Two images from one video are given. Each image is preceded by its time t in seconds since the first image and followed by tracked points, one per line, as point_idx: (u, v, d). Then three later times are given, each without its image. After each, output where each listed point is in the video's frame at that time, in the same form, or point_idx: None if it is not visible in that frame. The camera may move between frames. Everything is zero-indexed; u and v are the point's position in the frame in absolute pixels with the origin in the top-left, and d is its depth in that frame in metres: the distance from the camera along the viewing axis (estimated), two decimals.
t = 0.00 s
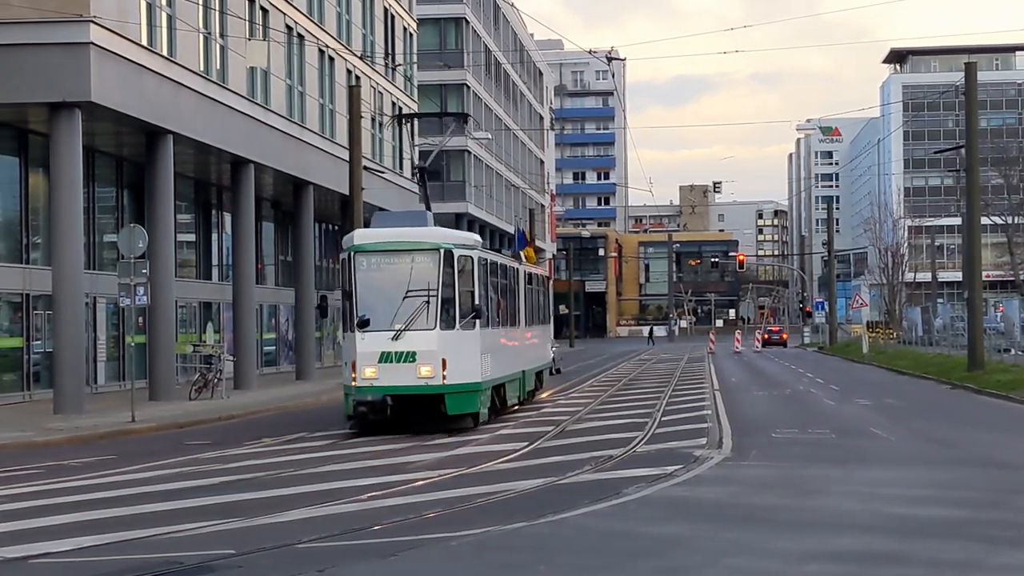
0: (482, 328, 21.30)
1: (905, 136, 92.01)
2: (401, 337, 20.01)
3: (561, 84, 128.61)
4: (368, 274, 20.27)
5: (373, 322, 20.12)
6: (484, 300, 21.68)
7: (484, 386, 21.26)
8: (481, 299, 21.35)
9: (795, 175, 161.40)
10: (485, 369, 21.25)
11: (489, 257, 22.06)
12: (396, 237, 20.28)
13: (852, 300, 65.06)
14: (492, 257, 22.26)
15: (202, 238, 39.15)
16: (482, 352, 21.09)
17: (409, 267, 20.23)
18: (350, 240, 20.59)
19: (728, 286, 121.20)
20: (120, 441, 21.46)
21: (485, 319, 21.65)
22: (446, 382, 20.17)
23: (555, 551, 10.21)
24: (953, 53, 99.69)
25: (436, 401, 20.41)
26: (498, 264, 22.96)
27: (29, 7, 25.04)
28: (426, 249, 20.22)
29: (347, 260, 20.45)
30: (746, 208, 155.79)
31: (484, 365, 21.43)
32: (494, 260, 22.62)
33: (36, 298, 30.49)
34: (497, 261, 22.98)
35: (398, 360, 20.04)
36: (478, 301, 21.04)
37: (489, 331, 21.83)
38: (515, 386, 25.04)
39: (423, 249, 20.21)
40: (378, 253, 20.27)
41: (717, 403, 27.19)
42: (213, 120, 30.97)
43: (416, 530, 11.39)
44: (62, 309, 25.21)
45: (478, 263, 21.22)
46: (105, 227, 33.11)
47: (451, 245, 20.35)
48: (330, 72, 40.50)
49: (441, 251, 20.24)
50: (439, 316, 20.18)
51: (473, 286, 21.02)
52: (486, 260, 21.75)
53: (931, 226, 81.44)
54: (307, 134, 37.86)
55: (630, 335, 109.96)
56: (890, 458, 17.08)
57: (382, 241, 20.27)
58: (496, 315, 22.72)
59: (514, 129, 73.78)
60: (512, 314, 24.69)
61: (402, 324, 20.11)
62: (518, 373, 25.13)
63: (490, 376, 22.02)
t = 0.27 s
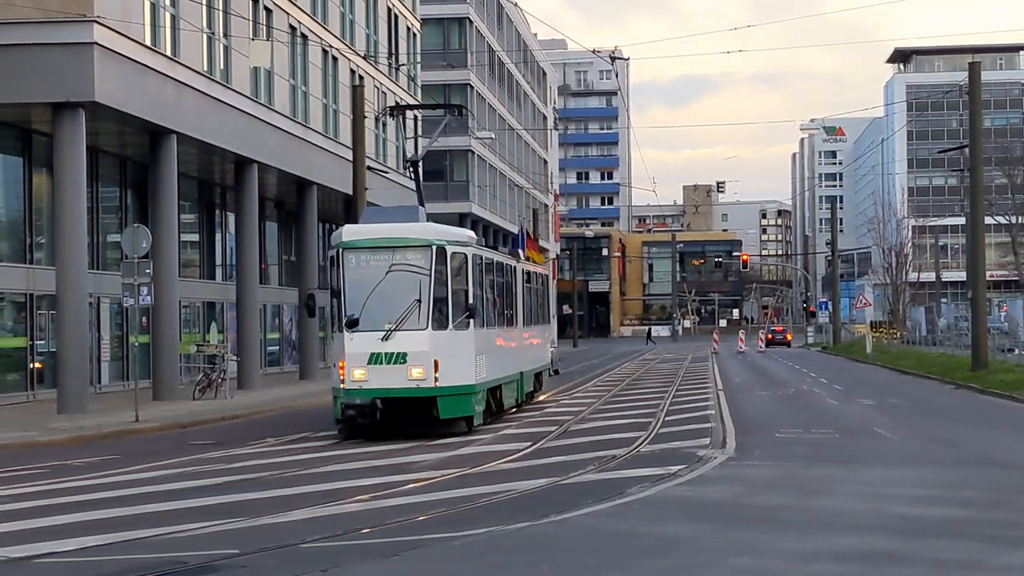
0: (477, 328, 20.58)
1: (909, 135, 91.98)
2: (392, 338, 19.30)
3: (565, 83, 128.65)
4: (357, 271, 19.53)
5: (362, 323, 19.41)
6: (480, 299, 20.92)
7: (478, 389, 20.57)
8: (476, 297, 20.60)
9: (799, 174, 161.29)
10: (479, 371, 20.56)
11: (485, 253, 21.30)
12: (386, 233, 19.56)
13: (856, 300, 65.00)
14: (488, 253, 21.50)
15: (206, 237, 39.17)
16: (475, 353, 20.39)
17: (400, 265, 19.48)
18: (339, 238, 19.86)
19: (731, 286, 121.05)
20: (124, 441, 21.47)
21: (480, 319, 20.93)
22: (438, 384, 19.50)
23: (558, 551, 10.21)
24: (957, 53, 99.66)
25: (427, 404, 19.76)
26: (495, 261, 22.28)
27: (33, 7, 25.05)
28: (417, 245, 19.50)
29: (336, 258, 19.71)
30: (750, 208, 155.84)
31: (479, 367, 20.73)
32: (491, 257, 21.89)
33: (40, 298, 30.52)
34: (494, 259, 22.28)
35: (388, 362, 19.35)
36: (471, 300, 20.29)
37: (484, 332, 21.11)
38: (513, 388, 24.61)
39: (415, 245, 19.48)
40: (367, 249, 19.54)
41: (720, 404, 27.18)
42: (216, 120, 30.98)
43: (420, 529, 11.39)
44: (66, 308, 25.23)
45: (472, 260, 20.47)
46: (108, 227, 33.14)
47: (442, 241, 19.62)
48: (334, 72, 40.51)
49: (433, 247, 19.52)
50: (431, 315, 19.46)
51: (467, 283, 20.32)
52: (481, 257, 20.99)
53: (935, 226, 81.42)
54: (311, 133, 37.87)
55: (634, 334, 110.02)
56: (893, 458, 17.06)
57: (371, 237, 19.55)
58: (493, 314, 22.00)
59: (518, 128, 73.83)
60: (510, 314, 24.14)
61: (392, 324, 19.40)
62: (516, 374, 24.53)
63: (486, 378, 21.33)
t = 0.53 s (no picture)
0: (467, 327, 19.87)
1: (912, 135, 91.94)
2: (379, 339, 18.59)
3: (568, 83, 128.64)
4: (343, 268, 18.85)
5: (348, 323, 18.71)
6: (471, 297, 20.20)
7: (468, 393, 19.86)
8: (465, 295, 19.87)
9: (802, 174, 161.35)
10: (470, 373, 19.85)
11: (476, 249, 20.59)
12: (373, 228, 18.86)
13: (859, 300, 64.96)
14: (479, 249, 20.76)
15: (209, 237, 39.18)
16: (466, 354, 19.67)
17: (387, 262, 18.77)
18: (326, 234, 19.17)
19: (734, 286, 121.01)
20: (127, 441, 21.46)
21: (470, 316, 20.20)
22: (426, 387, 18.78)
23: (561, 551, 10.20)
24: (960, 53, 99.61)
25: (416, 408, 19.05)
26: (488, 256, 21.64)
27: (36, 7, 25.04)
28: (404, 241, 18.77)
29: (321, 255, 19.02)
30: (753, 208, 155.89)
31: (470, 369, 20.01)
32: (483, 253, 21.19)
33: (43, 298, 30.54)
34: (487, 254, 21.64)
35: (374, 363, 18.64)
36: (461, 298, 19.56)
37: (477, 332, 20.44)
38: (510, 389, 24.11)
39: (402, 241, 18.76)
40: (354, 246, 18.85)
41: (724, 404, 27.16)
42: (219, 120, 30.97)
43: (424, 530, 11.39)
44: (69, 308, 25.25)
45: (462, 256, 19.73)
46: (111, 227, 33.15)
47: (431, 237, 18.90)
48: (337, 72, 40.52)
49: (421, 243, 18.79)
50: (419, 314, 18.73)
51: (458, 281, 19.66)
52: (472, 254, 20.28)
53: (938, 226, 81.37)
54: (313, 133, 37.88)
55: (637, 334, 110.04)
56: (896, 458, 17.04)
57: (358, 234, 18.86)
58: (486, 312, 21.29)
59: (521, 128, 73.82)
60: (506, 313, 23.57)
61: (379, 324, 18.68)
62: (512, 375, 23.95)
63: (478, 380, 20.62)
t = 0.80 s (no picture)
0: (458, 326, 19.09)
1: (916, 134, 91.91)
2: (362, 339, 17.86)
3: (571, 83, 128.64)
4: (327, 264, 18.14)
5: (331, 322, 18.00)
6: (461, 296, 19.44)
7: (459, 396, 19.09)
8: (454, 293, 19.09)
9: (805, 174, 161.32)
10: (461, 375, 19.08)
11: (465, 246, 19.83)
12: (357, 223, 18.16)
13: (863, 299, 64.91)
14: (469, 246, 20.01)
15: (212, 237, 39.19)
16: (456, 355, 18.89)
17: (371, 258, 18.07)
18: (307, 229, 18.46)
19: (738, 286, 120.96)
20: (130, 441, 21.45)
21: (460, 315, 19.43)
22: (413, 389, 18.01)
23: (564, 551, 10.20)
24: (964, 52, 99.56)
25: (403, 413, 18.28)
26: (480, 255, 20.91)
27: (40, 7, 25.06)
28: (391, 237, 18.08)
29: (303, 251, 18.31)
30: (757, 207, 155.87)
31: (461, 371, 19.24)
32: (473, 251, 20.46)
33: (47, 298, 30.55)
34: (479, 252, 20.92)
35: (358, 365, 17.90)
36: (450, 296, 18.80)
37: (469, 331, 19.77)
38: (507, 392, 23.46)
39: (387, 237, 18.07)
40: (337, 241, 18.16)
41: (728, 403, 27.11)
42: (222, 120, 30.97)
43: (426, 529, 11.38)
44: (72, 308, 25.27)
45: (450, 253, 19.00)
46: (115, 227, 33.17)
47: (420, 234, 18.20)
48: (340, 72, 40.54)
49: (408, 239, 18.09)
50: (405, 313, 17.99)
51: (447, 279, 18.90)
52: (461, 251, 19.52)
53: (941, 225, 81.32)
54: (317, 133, 37.90)
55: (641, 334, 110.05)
56: (899, 458, 17.02)
57: (341, 229, 18.16)
58: (478, 311, 20.53)
59: (524, 127, 73.83)
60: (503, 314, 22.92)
61: (363, 323, 17.95)
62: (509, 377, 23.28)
63: (470, 383, 19.85)
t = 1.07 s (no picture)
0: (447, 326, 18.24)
1: (923, 134, 91.83)
2: (343, 338, 17.07)
3: (578, 82, 128.61)
4: (307, 261, 17.41)
5: (311, 322, 17.25)
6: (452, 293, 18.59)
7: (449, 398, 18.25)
8: (444, 290, 18.21)
9: (812, 173, 161.32)
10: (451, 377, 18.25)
11: (458, 241, 18.96)
12: (337, 217, 17.35)
13: (870, 299, 64.85)
14: (462, 240, 19.14)
15: (219, 236, 39.20)
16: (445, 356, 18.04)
17: (352, 255, 17.28)
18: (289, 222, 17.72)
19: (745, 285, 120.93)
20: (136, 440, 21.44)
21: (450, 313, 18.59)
22: (396, 392, 17.17)
23: (570, 551, 10.20)
24: (971, 51, 99.46)
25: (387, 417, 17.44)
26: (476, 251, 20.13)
27: (47, 7, 25.07)
28: (374, 233, 17.24)
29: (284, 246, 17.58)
30: (764, 207, 155.84)
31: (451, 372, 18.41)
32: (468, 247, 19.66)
33: (53, 297, 30.56)
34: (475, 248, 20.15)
35: (338, 366, 17.11)
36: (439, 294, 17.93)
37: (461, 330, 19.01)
38: (505, 394, 22.79)
39: (369, 233, 17.24)
40: (318, 237, 17.41)
41: (735, 403, 27.09)
42: (229, 120, 30.97)
43: (432, 529, 11.37)
44: (79, 307, 25.29)
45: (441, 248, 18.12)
46: (122, 226, 33.18)
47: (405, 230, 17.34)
48: (347, 72, 40.54)
49: (391, 234, 17.25)
50: (388, 312, 17.17)
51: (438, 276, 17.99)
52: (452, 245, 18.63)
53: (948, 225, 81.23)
54: (323, 133, 37.88)
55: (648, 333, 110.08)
56: (906, 457, 17.00)
57: (322, 223, 17.39)
58: (470, 310, 19.72)
59: (531, 127, 73.81)
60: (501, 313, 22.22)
61: (344, 323, 17.16)
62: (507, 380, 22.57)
63: (462, 385, 19.01)
